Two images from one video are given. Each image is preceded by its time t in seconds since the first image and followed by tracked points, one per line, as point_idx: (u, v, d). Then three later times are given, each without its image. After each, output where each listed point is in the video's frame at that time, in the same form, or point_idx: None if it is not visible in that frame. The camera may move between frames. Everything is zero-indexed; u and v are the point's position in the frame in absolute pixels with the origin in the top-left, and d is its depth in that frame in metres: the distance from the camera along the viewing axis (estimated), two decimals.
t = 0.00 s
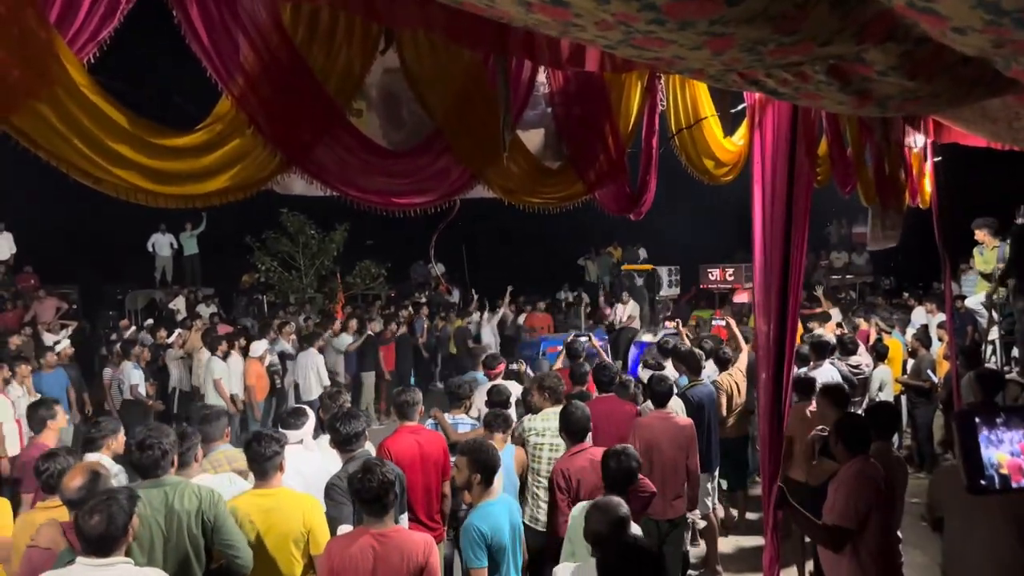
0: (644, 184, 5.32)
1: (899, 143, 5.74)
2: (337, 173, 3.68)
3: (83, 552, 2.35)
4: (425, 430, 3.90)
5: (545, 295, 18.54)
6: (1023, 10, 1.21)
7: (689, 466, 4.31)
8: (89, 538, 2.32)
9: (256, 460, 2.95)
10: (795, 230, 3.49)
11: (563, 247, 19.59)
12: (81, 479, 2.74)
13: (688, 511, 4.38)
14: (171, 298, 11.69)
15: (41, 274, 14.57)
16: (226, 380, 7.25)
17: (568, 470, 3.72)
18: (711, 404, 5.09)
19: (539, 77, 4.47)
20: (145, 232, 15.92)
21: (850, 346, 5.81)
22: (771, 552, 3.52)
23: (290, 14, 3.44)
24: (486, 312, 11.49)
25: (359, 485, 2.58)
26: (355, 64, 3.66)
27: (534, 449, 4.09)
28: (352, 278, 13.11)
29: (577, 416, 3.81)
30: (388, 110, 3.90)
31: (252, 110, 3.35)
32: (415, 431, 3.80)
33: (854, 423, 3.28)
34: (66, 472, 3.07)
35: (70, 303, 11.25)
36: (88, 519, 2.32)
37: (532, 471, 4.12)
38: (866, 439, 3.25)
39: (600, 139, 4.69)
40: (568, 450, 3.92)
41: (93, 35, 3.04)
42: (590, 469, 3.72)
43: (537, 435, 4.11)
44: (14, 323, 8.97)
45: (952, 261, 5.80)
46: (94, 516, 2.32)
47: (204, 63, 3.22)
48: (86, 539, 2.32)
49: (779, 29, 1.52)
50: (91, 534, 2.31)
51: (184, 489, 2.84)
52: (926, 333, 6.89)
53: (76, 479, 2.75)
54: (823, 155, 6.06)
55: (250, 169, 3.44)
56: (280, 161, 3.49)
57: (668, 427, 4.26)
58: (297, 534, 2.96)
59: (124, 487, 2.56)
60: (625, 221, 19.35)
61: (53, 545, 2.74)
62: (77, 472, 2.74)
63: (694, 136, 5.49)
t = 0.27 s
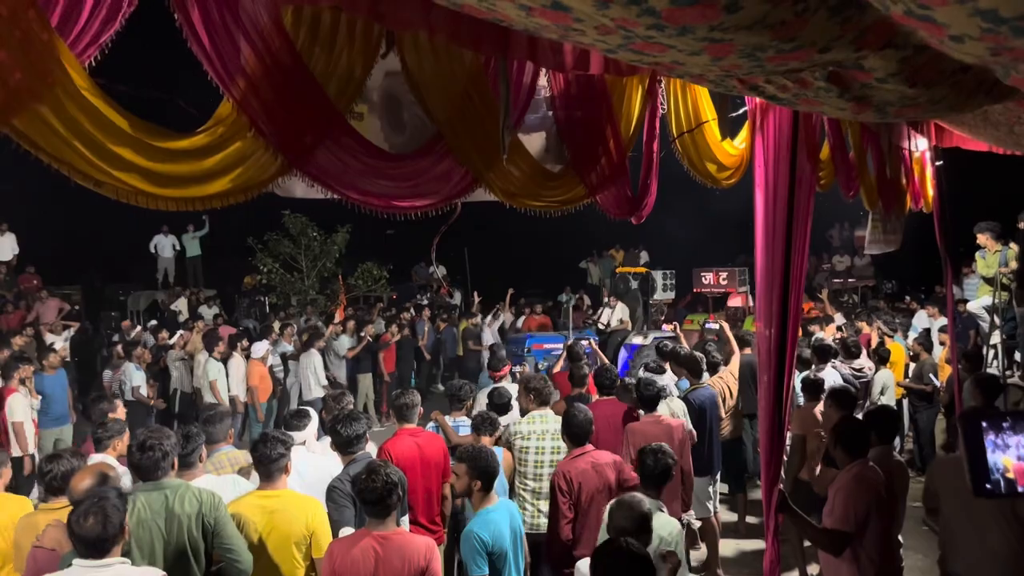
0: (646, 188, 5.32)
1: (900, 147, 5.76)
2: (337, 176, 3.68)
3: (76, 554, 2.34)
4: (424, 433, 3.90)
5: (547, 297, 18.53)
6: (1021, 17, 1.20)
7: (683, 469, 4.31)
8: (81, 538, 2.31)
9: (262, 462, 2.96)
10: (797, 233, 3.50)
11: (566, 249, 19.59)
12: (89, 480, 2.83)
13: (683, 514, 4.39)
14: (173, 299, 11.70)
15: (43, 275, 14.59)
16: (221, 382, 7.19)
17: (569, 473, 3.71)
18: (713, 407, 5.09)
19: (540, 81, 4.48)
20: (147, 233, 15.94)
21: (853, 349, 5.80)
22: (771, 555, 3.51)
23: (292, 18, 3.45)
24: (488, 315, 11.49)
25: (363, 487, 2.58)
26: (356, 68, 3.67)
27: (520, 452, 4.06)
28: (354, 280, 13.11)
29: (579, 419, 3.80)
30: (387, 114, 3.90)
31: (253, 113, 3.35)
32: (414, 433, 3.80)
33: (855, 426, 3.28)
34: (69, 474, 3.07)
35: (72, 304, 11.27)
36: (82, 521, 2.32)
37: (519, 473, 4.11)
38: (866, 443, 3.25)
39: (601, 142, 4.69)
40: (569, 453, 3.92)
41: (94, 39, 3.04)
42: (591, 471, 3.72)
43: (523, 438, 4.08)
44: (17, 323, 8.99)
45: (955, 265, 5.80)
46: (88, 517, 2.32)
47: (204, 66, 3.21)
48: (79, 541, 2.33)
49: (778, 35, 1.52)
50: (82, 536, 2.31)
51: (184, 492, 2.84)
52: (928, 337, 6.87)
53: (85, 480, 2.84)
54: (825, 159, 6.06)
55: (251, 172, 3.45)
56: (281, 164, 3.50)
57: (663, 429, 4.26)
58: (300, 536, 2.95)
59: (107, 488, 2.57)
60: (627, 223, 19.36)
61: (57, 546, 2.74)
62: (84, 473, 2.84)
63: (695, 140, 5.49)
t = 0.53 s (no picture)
0: (647, 190, 5.32)
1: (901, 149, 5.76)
2: (340, 177, 3.69)
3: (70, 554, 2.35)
4: (425, 434, 3.91)
5: (548, 298, 18.53)
6: (1020, 21, 1.21)
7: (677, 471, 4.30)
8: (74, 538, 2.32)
9: (268, 462, 2.96)
10: (797, 235, 3.50)
11: (567, 250, 19.59)
12: (95, 480, 2.85)
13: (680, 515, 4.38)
14: (174, 299, 11.71)
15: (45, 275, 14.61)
16: (216, 384, 7.34)
17: (571, 474, 3.72)
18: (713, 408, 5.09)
19: (542, 82, 4.48)
20: (148, 233, 15.96)
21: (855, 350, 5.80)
22: (772, 556, 3.51)
23: (295, 20, 3.45)
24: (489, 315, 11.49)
25: (365, 488, 2.58)
26: (359, 69, 3.68)
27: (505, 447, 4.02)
28: (355, 280, 13.11)
29: (581, 420, 3.81)
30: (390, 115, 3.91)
31: (256, 114, 3.35)
32: (414, 433, 3.80)
33: (856, 427, 3.28)
34: (73, 473, 3.06)
35: (74, 304, 11.28)
36: (76, 520, 2.33)
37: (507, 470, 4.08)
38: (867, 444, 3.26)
39: (602, 143, 4.70)
40: (570, 454, 3.92)
41: (99, 40, 3.05)
42: (593, 473, 3.72)
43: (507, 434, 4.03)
44: (18, 324, 9.00)
45: (955, 267, 5.80)
46: (83, 517, 2.33)
47: (208, 67, 3.22)
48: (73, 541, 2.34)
49: (778, 39, 1.52)
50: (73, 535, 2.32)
51: (189, 494, 2.84)
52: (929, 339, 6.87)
53: (91, 480, 2.86)
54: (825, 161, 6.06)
55: (254, 173, 3.46)
56: (284, 165, 3.51)
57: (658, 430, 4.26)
58: (305, 536, 2.96)
59: (95, 491, 2.58)
60: (629, 224, 19.36)
61: (60, 547, 2.74)
62: (90, 474, 2.86)
63: (696, 142, 5.50)
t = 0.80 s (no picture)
0: (647, 191, 5.33)
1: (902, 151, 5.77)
2: (342, 178, 3.70)
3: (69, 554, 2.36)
4: (425, 434, 3.92)
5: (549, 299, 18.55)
6: (1021, 24, 1.21)
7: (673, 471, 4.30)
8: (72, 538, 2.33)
9: (273, 462, 2.97)
10: (799, 238, 3.50)
11: (568, 251, 19.61)
12: (99, 480, 2.86)
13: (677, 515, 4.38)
14: (175, 300, 11.72)
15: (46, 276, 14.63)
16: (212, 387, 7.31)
17: (572, 475, 3.73)
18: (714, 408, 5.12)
19: (543, 83, 4.49)
20: (149, 233, 15.98)
21: (856, 350, 5.80)
22: (773, 557, 3.52)
23: (297, 21, 3.46)
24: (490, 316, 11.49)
25: (367, 489, 2.58)
26: (361, 71, 3.69)
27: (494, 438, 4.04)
28: (356, 281, 13.12)
29: (582, 421, 3.81)
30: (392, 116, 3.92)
31: (259, 115, 3.36)
32: (414, 434, 3.81)
33: (860, 428, 3.28)
34: (77, 473, 3.07)
35: (75, 304, 11.30)
36: (76, 521, 2.33)
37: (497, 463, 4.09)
38: (868, 445, 3.26)
39: (603, 145, 4.71)
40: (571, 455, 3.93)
41: (103, 40, 3.07)
42: (594, 474, 3.73)
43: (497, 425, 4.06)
44: (20, 324, 9.02)
45: (956, 268, 5.81)
46: (81, 517, 2.34)
47: (211, 68, 3.23)
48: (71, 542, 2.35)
49: (779, 42, 1.52)
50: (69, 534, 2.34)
51: (197, 495, 2.84)
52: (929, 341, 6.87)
53: (95, 479, 2.87)
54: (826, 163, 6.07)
55: (256, 174, 3.47)
56: (286, 166, 3.52)
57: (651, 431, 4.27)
58: (309, 536, 2.97)
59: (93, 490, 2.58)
60: (629, 225, 19.36)
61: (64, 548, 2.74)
62: (96, 472, 2.87)
63: (697, 142, 5.51)
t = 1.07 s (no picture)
0: (647, 190, 5.32)
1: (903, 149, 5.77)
2: (342, 177, 3.70)
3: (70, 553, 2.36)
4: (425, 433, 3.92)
5: (549, 298, 18.55)
6: (1021, 22, 1.21)
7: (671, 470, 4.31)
8: (73, 536, 2.33)
9: (274, 460, 2.97)
10: (799, 237, 3.49)
11: (568, 250, 19.61)
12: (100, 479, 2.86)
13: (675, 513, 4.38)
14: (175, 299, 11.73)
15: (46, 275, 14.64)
16: (210, 388, 7.31)
17: (573, 474, 3.73)
18: (715, 407, 5.12)
19: (543, 82, 4.48)
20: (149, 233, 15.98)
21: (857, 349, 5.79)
22: (773, 556, 3.51)
23: (297, 21, 3.46)
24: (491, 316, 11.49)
25: (365, 489, 2.58)
26: (360, 70, 3.69)
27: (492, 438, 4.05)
28: (356, 280, 13.12)
29: (582, 420, 3.81)
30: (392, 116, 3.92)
31: (258, 115, 3.36)
32: (414, 432, 3.81)
33: (862, 428, 3.28)
34: (79, 473, 3.07)
35: (76, 303, 11.30)
36: (76, 519, 2.33)
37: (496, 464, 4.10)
38: (870, 444, 3.26)
39: (603, 144, 4.71)
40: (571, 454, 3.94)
41: (102, 40, 3.07)
42: (595, 472, 3.73)
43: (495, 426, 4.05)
44: (20, 323, 9.03)
45: (956, 268, 5.80)
46: (82, 515, 2.34)
47: (210, 68, 3.23)
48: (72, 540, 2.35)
49: (780, 39, 1.52)
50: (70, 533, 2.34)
51: (208, 493, 2.84)
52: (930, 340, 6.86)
53: (96, 477, 2.87)
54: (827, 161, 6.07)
55: (256, 173, 3.47)
56: (285, 165, 3.52)
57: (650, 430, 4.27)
58: (311, 535, 2.97)
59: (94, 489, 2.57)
60: (630, 225, 19.36)
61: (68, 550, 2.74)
62: (96, 469, 2.87)
63: (697, 141, 5.51)
